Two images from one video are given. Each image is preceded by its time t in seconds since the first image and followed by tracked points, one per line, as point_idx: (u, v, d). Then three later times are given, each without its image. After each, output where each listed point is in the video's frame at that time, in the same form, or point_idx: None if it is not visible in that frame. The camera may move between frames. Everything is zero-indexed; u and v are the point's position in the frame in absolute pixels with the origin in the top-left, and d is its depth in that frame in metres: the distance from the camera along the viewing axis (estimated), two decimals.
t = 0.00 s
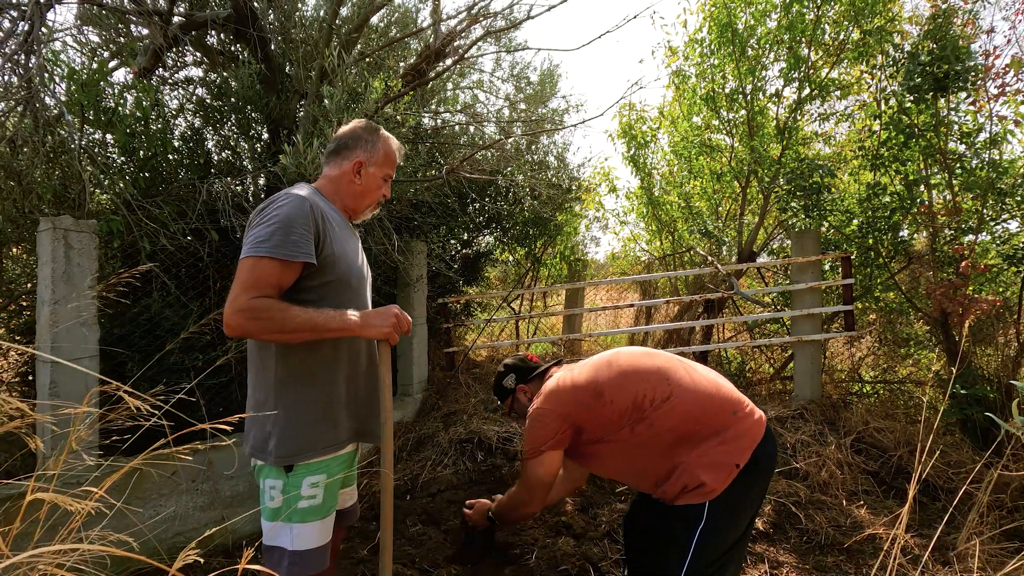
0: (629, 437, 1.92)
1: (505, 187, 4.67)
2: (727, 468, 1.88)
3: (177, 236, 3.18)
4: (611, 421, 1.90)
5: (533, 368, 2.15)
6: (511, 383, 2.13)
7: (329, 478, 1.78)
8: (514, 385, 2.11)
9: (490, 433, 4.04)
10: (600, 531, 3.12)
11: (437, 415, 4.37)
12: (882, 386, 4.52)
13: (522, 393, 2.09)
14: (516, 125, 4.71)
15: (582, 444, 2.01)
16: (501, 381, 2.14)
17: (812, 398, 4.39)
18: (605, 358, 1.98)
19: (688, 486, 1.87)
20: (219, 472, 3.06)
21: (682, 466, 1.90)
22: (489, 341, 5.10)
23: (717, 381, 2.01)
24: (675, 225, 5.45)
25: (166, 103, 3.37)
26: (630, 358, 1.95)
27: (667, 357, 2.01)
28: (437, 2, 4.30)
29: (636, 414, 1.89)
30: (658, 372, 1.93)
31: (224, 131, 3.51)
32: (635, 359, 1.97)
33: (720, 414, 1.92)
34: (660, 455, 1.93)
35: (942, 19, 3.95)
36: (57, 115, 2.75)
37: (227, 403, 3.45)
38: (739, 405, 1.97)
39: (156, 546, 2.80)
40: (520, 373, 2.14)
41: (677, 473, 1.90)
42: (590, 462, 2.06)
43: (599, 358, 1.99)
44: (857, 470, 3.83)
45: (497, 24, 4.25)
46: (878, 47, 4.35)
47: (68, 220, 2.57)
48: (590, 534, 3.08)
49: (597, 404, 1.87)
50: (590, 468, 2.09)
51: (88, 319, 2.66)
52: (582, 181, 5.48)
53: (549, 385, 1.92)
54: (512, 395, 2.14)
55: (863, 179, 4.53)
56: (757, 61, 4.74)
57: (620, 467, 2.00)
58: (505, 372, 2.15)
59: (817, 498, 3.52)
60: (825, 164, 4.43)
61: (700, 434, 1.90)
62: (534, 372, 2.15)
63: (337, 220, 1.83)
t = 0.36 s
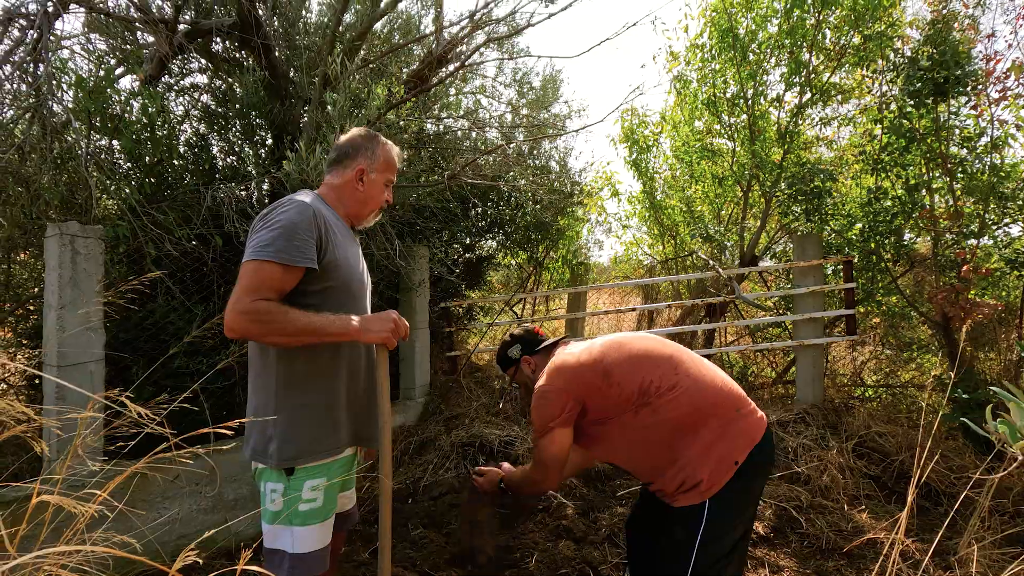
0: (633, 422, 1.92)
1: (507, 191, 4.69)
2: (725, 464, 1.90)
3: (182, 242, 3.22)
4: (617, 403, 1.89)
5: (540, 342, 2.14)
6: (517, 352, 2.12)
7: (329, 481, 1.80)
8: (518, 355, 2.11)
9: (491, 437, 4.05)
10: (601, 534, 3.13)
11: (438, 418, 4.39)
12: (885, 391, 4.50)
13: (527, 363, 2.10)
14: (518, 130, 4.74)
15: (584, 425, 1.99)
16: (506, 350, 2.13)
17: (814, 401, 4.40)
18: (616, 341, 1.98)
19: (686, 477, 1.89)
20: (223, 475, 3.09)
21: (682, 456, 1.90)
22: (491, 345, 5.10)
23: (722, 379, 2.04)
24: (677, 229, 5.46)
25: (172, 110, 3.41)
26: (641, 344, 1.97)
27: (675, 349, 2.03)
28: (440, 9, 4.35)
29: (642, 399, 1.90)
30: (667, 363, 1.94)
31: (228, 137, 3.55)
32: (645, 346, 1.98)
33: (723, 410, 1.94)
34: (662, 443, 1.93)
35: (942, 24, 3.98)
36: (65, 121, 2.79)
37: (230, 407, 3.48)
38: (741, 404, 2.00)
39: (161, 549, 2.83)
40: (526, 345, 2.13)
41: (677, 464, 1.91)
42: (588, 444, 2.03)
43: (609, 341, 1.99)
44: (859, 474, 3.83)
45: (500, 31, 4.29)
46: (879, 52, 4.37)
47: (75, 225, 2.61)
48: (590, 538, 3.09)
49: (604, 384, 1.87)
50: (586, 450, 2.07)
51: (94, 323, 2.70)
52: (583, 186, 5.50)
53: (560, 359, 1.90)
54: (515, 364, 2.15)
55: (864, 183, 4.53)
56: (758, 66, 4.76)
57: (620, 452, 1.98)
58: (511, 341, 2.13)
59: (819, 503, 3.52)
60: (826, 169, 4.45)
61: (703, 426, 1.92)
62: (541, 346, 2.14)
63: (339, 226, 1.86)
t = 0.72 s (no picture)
0: (649, 407, 1.94)
1: (513, 196, 4.72)
2: (737, 463, 1.90)
3: (191, 248, 3.27)
4: (637, 387, 1.92)
5: (558, 314, 2.19)
6: (534, 321, 2.14)
7: (333, 485, 1.83)
8: (536, 324, 2.13)
9: (496, 441, 4.07)
10: (605, 539, 3.13)
11: (444, 422, 4.41)
12: (892, 396, 4.47)
13: (544, 332, 2.13)
14: (523, 135, 4.76)
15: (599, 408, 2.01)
16: (525, 317, 2.15)
17: (820, 406, 4.35)
18: (642, 326, 2.00)
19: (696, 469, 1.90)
20: (230, 480, 3.13)
21: (694, 448, 1.92)
22: (496, 348, 5.06)
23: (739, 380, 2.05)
24: (683, 233, 5.47)
25: (181, 118, 3.47)
26: (667, 334, 2.00)
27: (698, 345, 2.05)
28: (446, 15, 4.39)
29: (661, 386, 1.92)
30: (689, 356, 1.97)
31: (236, 144, 3.60)
32: (670, 335, 2.01)
33: (739, 408, 1.95)
34: (675, 434, 1.94)
35: (945, 29, 3.98)
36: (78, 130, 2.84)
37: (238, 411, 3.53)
38: (756, 408, 2.01)
39: (169, 552, 2.85)
40: (545, 314, 2.16)
41: (689, 456, 1.93)
42: (600, 428, 2.05)
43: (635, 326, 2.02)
44: (866, 480, 3.82)
45: (505, 38, 4.33)
46: (884, 56, 4.37)
47: (87, 232, 2.66)
48: (595, 542, 3.09)
49: (627, 367, 1.90)
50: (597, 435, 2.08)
51: (105, 329, 2.74)
52: (589, 190, 5.51)
53: (586, 337, 1.94)
54: (530, 333, 2.16)
55: (871, 187, 4.51)
56: (763, 70, 4.76)
57: (633, 440, 1.99)
58: (530, 309, 2.16)
59: (824, 509, 3.51)
60: (832, 173, 4.44)
61: (718, 422, 1.92)
62: (558, 318, 2.18)
63: (345, 232, 1.88)
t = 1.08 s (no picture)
0: (678, 396, 1.92)
1: (517, 198, 4.73)
2: (758, 464, 1.90)
3: (198, 250, 3.30)
4: (670, 374, 1.91)
5: (583, 289, 2.15)
6: (560, 294, 2.10)
7: (332, 485, 1.83)
8: (562, 296, 2.09)
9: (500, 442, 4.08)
10: (608, 540, 3.14)
11: (448, 423, 4.43)
12: (898, 397, 4.45)
13: (569, 305, 2.09)
14: (528, 136, 4.77)
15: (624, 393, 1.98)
16: (551, 287, 2.10)
17: (825, 407, 4.34)
18: (678, 317, 2.01)
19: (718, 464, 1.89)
20: (236, 479, 3.15)
21: (718, 443, 1.91)
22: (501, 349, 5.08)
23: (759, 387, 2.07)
24: (687, 234, 5.46)
25: (188, 121, 3.50)
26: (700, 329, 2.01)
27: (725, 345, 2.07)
28: (450, 17, 4.40)
29: (694, 377, 1.91)
30: (721, 354, 1.99)
31: (242, 147, 3.63)
32: (703, 330, 2.02)
33: (764, 410, 1.96)
34: (700, 427, 1.92)
35: (953, 28, 3.95)
36: (86, 133, 2.87)
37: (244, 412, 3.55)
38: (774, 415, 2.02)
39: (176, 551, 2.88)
40: (570, 287, 2.12)
41: (712, 452, 1.91)
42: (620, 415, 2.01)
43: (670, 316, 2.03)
44: (872, 482, 3.80)
45: (509, 39, 4.35)
46: (890, 56, 4.35)
47: (95, 235, 2.68)
48: (598, 543, 3.10)
49: (664, 353, 1.89)
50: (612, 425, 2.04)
51: (112, 330, 2.77)
52: (593, 191, 5.51)
53: (625, 317, 1.92)
54: (554, 305, 2.11)
55: (876, 187, 4.49)
56: (768, 70, 4.75)
57: (655, 429, 1.96)
58: (556, 280, 2.11)
59: (829, 510, 3.50)
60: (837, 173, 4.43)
61: (743, 421, 1.92)
62: (582, 293, 2.15)
63: (336, 236, 1.89)
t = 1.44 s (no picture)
0: (707, 386, 1.92)
1: (517, 197, 4.73)
2: (767, 466, 1.93)
3: (198, 249, 3.31)
4: (704, 363, 1.91)
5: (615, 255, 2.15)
6: (599, 257, 2.08)
7: (317, 483, 1.84)
8: (601, 260, 2.08)
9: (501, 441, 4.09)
10: (609, 539, 3.14)
11: (449, 421, 4.44)
12: (900, 396, 4.44)
13: (605, 271, 2.07)
14: (529, 135, 4.76)
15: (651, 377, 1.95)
16: (591, 249, 2.08)
17: (826, 406, 4.33)
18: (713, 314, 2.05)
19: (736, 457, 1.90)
20: (237, 478, 3.17)
21: (738, 437, 1.91)
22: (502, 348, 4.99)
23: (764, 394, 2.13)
24: (689, 232, 5.44)
25: (189, 120, 3.50)
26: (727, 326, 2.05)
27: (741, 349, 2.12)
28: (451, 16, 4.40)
29: (724, 370, 1.93)
30: (744, 354, 2.04)
31: (243, 146, 3.63)
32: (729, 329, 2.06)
33: (776, 414, 2.01)
34: (723, 420, 1.93)
35: (956, 25, 3.93)
36: (87, 132, 2.87)
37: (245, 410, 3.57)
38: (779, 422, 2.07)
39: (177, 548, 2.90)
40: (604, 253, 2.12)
41: (729, 447, 1.92)
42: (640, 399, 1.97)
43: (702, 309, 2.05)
44: (873, 481, 3.79)
45: (509, 38, 4.35)
46: (892, 54, 4.33)
47: (96, 234, 2.69)
48: (598, 542, 3.10)
49: (702, 341, 1.91)
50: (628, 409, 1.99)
51: (114, 329, 2.78)
52: (594, 190, 5.50)
53: (668, 300, 1.93)
54: (592, 268, 2.06)
55: (878, 186, 4.47)
56: (770, 69, 4.74)
57: (677, 416, 1.94)
58: (593, 243, 2.10)
59: (831, 509, 3.50)
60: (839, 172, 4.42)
61: (760, 420, 1.95)
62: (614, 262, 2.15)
63: (321, 236, 1.88)
